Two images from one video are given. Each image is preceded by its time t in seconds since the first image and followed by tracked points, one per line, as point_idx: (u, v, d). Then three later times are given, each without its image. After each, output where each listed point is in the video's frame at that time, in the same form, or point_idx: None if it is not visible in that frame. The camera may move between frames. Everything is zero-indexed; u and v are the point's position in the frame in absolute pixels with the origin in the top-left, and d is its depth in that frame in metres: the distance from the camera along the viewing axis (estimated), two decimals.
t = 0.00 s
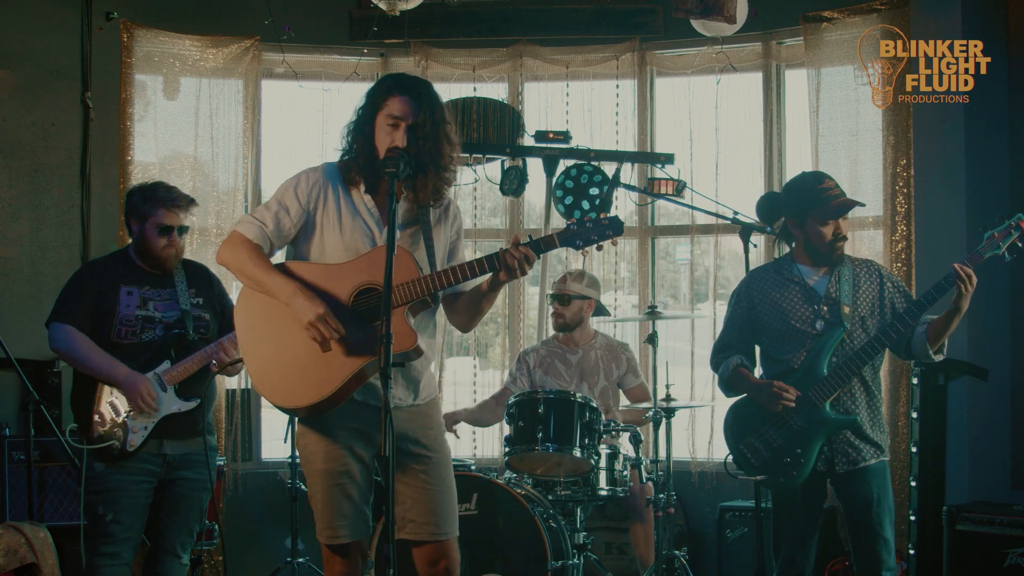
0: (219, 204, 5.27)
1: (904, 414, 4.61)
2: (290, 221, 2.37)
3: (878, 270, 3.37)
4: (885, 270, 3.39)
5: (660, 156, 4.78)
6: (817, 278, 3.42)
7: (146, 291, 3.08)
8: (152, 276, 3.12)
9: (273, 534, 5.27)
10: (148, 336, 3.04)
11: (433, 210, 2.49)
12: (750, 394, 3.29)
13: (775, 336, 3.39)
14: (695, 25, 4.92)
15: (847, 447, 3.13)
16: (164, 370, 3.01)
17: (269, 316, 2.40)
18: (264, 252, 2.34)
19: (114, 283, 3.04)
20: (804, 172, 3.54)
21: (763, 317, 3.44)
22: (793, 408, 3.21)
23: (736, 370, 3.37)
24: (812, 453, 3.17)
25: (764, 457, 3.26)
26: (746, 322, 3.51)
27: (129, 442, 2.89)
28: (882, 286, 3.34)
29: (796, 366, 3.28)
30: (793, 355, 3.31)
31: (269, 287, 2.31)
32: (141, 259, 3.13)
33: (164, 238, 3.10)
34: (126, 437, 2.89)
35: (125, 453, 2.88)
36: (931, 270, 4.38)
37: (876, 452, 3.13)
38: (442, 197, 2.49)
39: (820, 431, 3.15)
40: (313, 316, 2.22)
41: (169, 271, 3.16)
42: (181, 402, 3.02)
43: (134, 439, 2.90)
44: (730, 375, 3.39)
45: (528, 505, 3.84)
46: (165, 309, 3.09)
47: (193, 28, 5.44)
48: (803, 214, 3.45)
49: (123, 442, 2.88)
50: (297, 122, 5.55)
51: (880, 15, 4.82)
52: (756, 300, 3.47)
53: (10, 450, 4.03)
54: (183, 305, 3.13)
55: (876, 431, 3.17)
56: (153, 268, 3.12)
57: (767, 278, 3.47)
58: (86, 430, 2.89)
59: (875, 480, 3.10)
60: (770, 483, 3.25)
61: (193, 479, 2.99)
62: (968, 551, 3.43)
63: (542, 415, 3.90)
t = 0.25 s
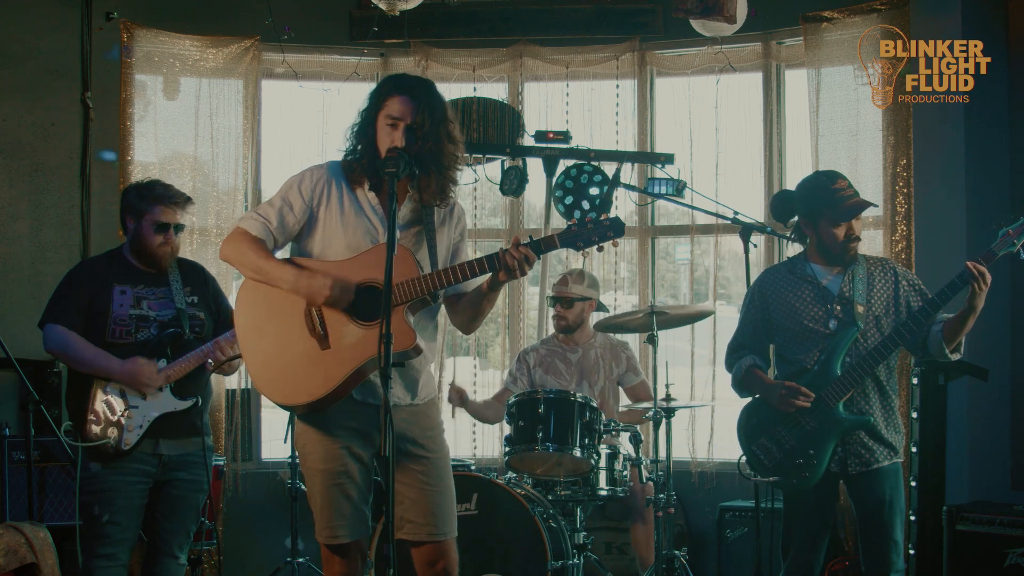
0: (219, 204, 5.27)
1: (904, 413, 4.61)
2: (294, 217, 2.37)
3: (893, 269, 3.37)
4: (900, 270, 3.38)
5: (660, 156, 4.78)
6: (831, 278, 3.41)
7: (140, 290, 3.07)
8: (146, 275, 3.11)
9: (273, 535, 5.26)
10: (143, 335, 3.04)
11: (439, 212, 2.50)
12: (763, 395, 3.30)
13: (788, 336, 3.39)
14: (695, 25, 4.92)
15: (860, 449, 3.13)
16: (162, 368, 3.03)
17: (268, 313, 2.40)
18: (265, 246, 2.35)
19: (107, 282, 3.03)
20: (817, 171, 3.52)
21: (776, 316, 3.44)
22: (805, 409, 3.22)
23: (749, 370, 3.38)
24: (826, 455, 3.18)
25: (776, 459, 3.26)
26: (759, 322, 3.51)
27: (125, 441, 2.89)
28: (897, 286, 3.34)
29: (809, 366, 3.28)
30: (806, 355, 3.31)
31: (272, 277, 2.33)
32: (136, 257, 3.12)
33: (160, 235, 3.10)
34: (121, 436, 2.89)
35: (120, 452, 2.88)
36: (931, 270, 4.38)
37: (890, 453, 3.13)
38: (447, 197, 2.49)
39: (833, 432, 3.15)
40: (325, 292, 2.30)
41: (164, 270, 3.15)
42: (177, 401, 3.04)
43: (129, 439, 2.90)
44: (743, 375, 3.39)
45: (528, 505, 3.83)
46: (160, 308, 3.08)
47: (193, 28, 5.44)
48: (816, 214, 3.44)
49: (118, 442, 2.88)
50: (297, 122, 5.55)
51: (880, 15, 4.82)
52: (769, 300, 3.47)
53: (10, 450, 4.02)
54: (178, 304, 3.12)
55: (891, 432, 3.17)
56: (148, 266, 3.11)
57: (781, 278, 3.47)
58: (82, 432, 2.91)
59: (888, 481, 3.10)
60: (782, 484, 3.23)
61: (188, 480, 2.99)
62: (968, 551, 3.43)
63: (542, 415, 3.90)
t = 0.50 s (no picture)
0: (219, 204, 5.27)
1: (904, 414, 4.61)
2: (299, 221, 2.39)
3: (905, 269, 3.35)
4: (912, 269, 3.36)
5: (660, 156, 4.78)
6: (842, 278, 3.39)
7: (130, 291, 3.07)
8: (136, 276, 3.11)
9: (273, 535, 5.27)
10: (134, 336, 3.04)
11: (445, 206, 2.48)
12: (773, 396, 3.29)
13: (799, 337, 3.37)
14: (695, 25, 4.92)
15: (871, 450, 3.13)
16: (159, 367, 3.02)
17: (277, 313, 2.41)
18: (272, 251, 2.38)
19: (97, 283, 3.03)
20: (828, 171, 3.52)
21: (787, 316, 3.42)
22: (816, 411, 3.20)
23: (760, 372, 3.36)
24: (836, 457, 3.15)
25: (786, 460, 3.24)
26: (770, 323, 3.49)
27: (118, 443, 2.88)
28: (909, 286, 3.32)
29: (820, 368, 3.26)
30: (817, 356, 3.29)
31: (282, 280, 2.36)
32: (124, 258, 3.11)
33: (149, 236, 3.09)
34: (114, 438, 2.88)
35: (113, 454, 2.88)
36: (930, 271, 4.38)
37: (901, 455, 3.13)
38: (451, 190, 2.48)
39: (844, 434, 3.14)
40: (325, 285, 2.30)
41: (153, 270, 3.15)
42: (170, 401, 3.03)
43: (123, 441, 2.89)
44: (754, 376, 3.38)
45: (528, 505, 3.83)
46: (150, 308, 3.08)
47: (193, 28, 5.44)
48: (827, 212, 3.43)
49: (111, 444, 2.88)
50: (297, 122, 5.55)
51: (880, 15, 4.82)
52: (780, 301, 3.45)
53: (10, 450, 4.02)
54: (168, 304, 3.12)
55: (902, 433, 3.17)
56: (137, 267, 3.11)
57: (792, 278, 3.45)
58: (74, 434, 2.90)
59: (897, 482, 3.12)
60: (792, 486, 3.22)
61: (181, 482, 2.99)
62: (968, 551, 3.43)
63: (542, 415, 3.90)
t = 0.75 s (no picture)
0: (219, 204, 5.27)
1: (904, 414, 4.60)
2: (306, 228, 2.40)
3: (915, 267, 3.35)
4: (921, 268, 3.36)
5: (660, 156, 4.78)
6: (850, 276, 3.39)
7: (121, 291, 3.05)
8: (125, 275, 3.09)
9: (273, 535, 5.27)
10: (126, 337, 3.03)
11: (450, 199, 2.47)
12: (780, 394, 3.28)
13: (807, 335, 3.37)
14: (695, 25, 4.91)
15: (877, 450, 3.12)
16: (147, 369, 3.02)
17: (289, 319, 2.42)
18: (281, 261, 2.39)
19: (88, 284, 3.01)
20: (837, 168, 3.48)
21: (795, 314, 3.41)
22: (824, 410, 3.18)
23: (769, 370, 3.35)
24: (843, 456, 3.14)
25: (793, 458, 3.22)
26: (778, 320, 3.49)
27: (112, 446, 2.88)
28: (918, 285, 3.31)
29: (828, 366, 3.25)
30: (825, 355, 3.29)
31: (289, 292, 2.36)
32: (113, 259, 3.08)
33: (135, 235, 3.05)
34: (108, 442, 2.88)
35: (107, 458, 2.88)
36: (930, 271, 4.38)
37: (907, 455, 3.12)
38: (452, 182, 2.46)
39: (851, 433, 3.12)
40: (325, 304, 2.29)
41: (142, 269, 3.12)
42: (165, 403, 3.03)
43: (117, 444, 2.89)
44: (762, 375, 3.38)
45: (528, 505, 3.83)
46: (142, 309, 3.07)
47: (193, 28, 5.44)
48: (835, 210, 3.40)
49: (105, 447, 2.87)
50: (297, 122, 5.55)
51: (880, 15, 4.82)
52: (789, 298, 3.45)
53: (10, 450, 4.03)
54: (160, 304, 3.11)
55: (909, 433, 3.16)
56: (126, 267, 3.08)
57: (800, 276, 3.45)
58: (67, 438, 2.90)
59: (902, 483, 3.11)
60: (798, 485, 3.20)
61: (175, 486, 2.99)
62: (969, 551, 3.42)
63: (542, 415, 3.90)
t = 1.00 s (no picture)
0: (219, 204, 5.27)
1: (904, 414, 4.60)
2: (311, 233, 2.40)
3: (917, 267, 3.32)
4: (924, 267, 3.33)
5: (660, 156, 4.78)
6: (853, 275, 3.36)
7: (116, 291, 3.04)
8: (120, 275, 3.09)
9: (273, 535, 5.27)
10: (122, 339, 3.02)
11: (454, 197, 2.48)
12: (782, 393, 3.29)
13: (810, 334, 3.36)
14: (695, 25, 4.92)
15: (879, 449, 3.11)
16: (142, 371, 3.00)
17: (295, 320, 2.42)
18: (288, 267, 2.39)
19: (82, 285, 3.00)
20: (840, 168, 3.48)
21: (797, 313, 3.40)
22: (826, 409, 3.18)
23: (771, 369, 3.36)
24: (844, 456, 3.14)
25: (794, 458, 3.23)
26: (781, 319, 3.48)
27: (106, 448, 2.87)
28: (920, 285, 3.30)
29: (830, 366, 3.25)
30: (827, 354, 3.28)
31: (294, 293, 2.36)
32: (107, 259, 3.07)
33: (127, 235, 3.06)
34: (103, 444, 2.87)
35: (102, 460, 2.86)
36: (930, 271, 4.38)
37: (909, 455, 3.11)
38: (453, 181, 2.47)
39: (853, 432, 3.12)
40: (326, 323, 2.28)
41: (137, 268, 3.12)
42: (160, 406, 3.01)
43: (112, 446, 2.88)
44: (764, 374, 3.38)
45: (528, 506, 3.82)
46: (137, 309, 3.06)
47: (193, 28, 5.44)
48: (840, 209, 3.39)
49: (100, 449, 2.86)
50: (297, 122, 5.55)
51: (880, 15, 4.82)
52: (791, 297, 3.43)
53: (10, 450, 4.03)
54: (155, 305, 3.10)
55: (911, 432, 3.15)
56: (120, 266, 3.09)
57: (803, 275, 3.42)
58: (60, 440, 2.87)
59: (904, 483, 3.10)
60: (799, 483, 3.21)
61: (172, 488, 2.99)
62: (969, 551, 3.42)
63: (542, 415, 3.89)
